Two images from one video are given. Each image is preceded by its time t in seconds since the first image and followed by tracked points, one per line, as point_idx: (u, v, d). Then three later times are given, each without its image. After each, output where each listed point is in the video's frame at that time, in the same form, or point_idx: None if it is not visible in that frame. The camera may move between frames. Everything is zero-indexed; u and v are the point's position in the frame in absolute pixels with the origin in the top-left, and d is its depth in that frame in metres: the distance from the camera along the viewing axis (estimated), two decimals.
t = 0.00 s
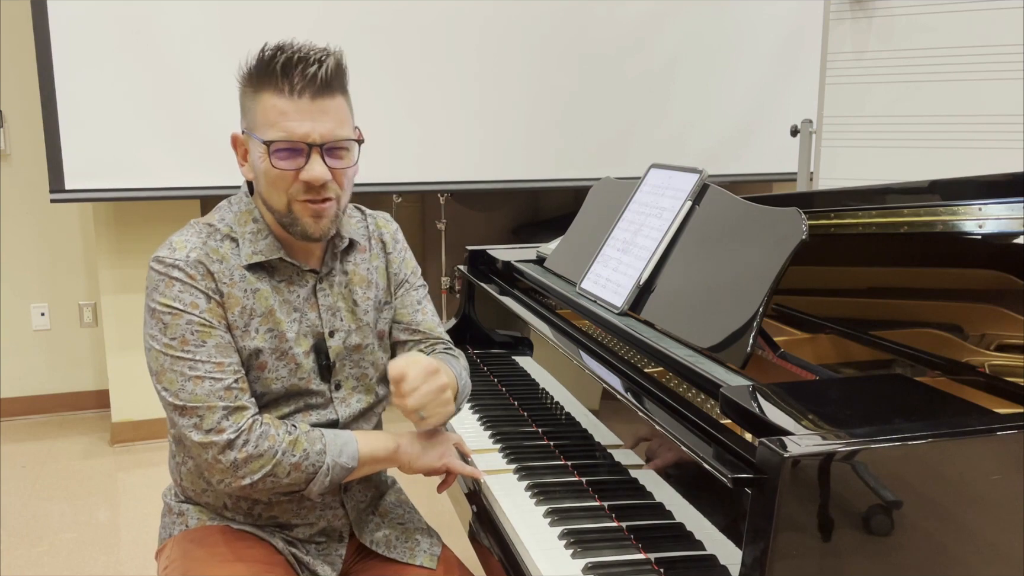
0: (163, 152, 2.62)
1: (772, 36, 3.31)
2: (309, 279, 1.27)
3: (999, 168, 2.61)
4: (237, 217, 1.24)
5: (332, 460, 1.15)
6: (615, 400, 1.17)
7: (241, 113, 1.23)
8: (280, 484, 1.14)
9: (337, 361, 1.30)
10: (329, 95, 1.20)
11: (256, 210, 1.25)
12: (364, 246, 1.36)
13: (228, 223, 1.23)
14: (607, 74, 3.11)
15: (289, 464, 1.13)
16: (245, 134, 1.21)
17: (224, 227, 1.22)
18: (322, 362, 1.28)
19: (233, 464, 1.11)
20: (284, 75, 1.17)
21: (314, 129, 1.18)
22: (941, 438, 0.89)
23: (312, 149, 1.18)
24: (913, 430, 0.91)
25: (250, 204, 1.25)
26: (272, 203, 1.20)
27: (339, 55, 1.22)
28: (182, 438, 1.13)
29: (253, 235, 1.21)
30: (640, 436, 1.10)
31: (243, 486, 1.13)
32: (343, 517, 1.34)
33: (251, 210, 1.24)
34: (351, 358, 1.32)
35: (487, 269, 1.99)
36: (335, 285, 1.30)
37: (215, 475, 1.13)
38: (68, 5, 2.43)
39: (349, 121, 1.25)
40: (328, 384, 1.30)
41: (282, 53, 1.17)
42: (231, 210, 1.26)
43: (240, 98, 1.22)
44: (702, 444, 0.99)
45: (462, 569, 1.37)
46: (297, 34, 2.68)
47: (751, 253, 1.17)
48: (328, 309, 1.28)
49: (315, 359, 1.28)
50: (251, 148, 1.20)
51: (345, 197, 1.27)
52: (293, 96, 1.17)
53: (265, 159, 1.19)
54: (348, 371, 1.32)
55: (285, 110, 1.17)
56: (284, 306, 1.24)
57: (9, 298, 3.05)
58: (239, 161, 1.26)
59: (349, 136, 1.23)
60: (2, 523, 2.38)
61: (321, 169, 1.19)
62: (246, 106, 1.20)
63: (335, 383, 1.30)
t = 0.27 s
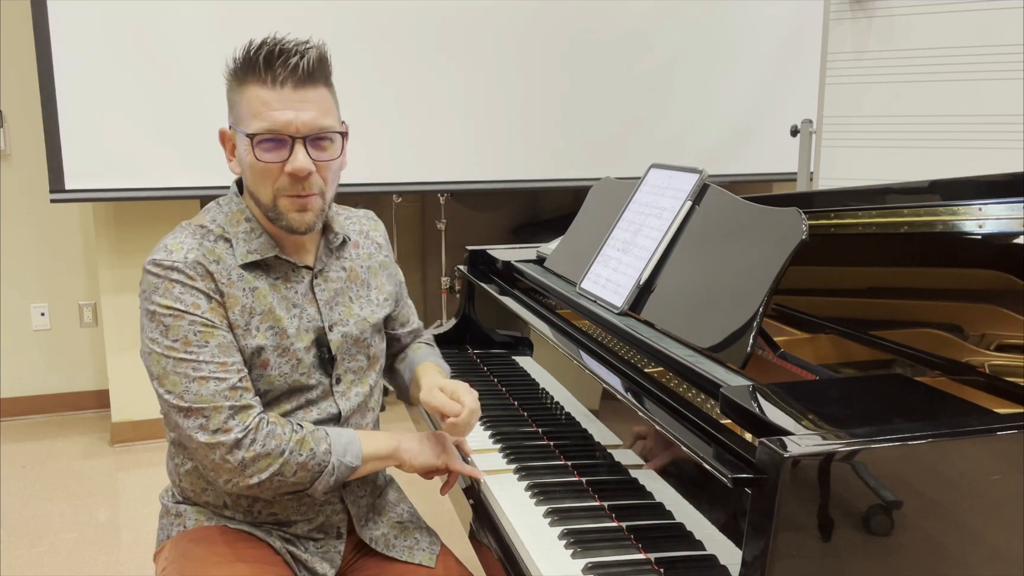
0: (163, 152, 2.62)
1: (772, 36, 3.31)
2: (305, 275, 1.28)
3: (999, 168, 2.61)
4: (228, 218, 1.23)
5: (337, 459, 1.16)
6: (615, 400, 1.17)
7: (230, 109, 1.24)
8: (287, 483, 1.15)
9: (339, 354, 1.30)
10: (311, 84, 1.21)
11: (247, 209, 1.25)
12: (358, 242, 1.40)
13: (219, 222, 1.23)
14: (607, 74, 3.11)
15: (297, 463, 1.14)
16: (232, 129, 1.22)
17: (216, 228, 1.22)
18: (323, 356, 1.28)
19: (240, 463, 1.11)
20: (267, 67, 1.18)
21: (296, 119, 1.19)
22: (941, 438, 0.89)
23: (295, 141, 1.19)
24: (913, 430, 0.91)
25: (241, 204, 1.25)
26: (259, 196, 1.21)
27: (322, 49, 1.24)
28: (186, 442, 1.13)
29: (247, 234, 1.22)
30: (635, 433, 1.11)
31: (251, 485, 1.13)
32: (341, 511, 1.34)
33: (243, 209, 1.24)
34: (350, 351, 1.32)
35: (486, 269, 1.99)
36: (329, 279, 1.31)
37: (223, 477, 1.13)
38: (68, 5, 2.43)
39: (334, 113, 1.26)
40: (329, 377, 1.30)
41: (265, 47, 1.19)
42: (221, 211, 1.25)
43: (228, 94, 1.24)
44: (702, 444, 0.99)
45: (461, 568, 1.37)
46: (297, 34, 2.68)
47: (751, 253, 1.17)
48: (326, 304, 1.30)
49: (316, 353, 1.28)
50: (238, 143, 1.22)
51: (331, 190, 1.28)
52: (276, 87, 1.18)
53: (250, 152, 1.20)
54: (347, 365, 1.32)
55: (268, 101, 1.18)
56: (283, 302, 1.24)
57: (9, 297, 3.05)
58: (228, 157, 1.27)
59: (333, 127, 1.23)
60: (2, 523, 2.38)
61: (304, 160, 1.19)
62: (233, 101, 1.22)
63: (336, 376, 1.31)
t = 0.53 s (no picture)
0: (163, 152, 2.62)
1: (772, 35, 3.31)
2: (306, 271, 1.29)
3: (999, 168, 2.60)
4: (226, 218, 1.22)
5: (343, 458, 1.18)
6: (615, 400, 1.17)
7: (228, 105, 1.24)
8: (294, 482, 1.17)
9: (343, 346, 1.32)
10: (310, 81, 1.21)
11: (244, 207, 1.24)
12: (350, 235, 1.45)
13: (215, 222, 1.22)
14: (607, 74, 3.11)
15: (304, 463, 1.16)
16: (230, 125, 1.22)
17: (214, 229, 1.20)
18: (331, 347, 1.30)
19: (248, 464, 1.12)
20: (269, 62, 1.18)
21: (296, 114, 1.19)
22: (941, 438, 0.89)
23: (296, 136, 1.20)
24: (912, 430, 0.91)
25: (237, 203, 1.24)
26: (257, 192, 1.21)
27: (321, 45, 1.24)
28: (193, 444, 1.12)
29: (247, 233, 1.21)
30: (634, 431, 1.11)
31: (258, 485, 1.14)
32: (343, 509, 1.35)
33: (240, 207, 1.23)
34: (353, 344, 1.35)
35: (486, 269, 1.99)
36: (329, 274, 1.34)
37: (233, 479, 1.13)
38: (68, 5, 2.43)
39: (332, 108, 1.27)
40: (334, 370, 1.32)
41: (266, 42, 1.18)
42: (216, 212, 1.24)
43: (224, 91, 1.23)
44: (703, 444, 0.99)
45: (461, 568, 1.37)
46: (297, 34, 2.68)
47: (750, 252, 1.17)
48: (330, 299, 1.32)
49: (322, 346, 1.29)
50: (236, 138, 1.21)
51: (329, 185, 1.28)
52: (277, 82, 1.19)
53: (250, 147, 1.19)
54: (351, 358, 1.35)
55: (270, 96, 1.18)
56: (287, 298, 1.25)
57: (9, 297, 3.05)
58: (225, 153, 1.26)
59: (332, 123, 1.24)
60: (2, 523, 2.38)
61: (306, 154, 1.20)
62: (231, 96, 1.21)
63: (341, 369, 1.33)
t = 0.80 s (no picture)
0: (163, 152, 2.62)
1: (772, 35, 3.31)
2: (296, 271, 1.30)
3: (1000, 167, 2.60)
4: (211, 222, 1.23)
5: (341, 464, 1.19)
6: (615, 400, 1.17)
7: (266, 102, 1.23)
8: (293, 488, 1.17)
9: (335, 345, 1.32)
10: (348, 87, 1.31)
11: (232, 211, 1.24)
12: (337, 233, 1.47)
13: (201, 228, 1.23)
14: (607, 74, 3.11)
15: (302, 469, 1.16)
16: (285, 122, 1.23)
17: (200, 234, 1.22)
18: (323, 346, 1.30)
19: (246, 473, 1.12)
20: (323, 65, 1.26)
21: (355, 118, 1.29)
22: (941, 438, 0.89)
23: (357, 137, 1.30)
24: (912, 430, 0.91)
25: (224, 207, 1.24)
26: (320, 188, 1.27)
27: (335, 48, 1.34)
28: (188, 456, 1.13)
29: (235, 237, 1.22)
30: (635, 432, 1.11)
31: (257, 493, 1.14)
32: (342, 508, 1.35)
33: (227, 211, 1.24)
34: (345, 343, 1.35)
35: (486, 269, 1.99)
36: (318, 273, 1.35)
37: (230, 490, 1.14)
38: (68, 5, 2.43)
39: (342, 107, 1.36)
40: (328, 370, 1.32)
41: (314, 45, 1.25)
42: (201, 218, 1.25)
43: (268, 89, 1.22)
44: (702, 444, 0.99)
45: (461, 568, 1.37)
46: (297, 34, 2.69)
47: (750, 253, 1.17)
48: (319, 299, 1.32)
49: (315, 345, 1.29)
50: (296, 136, 1.24)
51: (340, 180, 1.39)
52: (333, 85, 1.27)
53: (320, 145, 1.25)
54: (344, 357, 1.35)
55: (336, 98, 1.26)
56: (277, 299, 1.25)
57: (9, 298, 3.05)
58: (257, 149, 1.23)
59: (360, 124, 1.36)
60: (2, 523, 2.38)
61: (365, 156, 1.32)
62: (283, 95, 1.22)
63: (335, 368, 1.33)
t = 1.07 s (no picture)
0: (164, 153, 2.62)
1: (772, 35, 3.31)
2: (292, 271, 1.30)
3: (1001, 167, 2.60)
4: (205, 223, 1.24)
5: (341, 464, 1.19)
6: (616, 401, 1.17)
7: (261, 103, 1.22)
8: (293, 488, 1.17)
9: (333, 342, 1.32)
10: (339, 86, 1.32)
11: (227, 212, 1.24)
12: (331, 232, 1.48)
13: (197, 228, 1.23)
14: (607, 74, 3.11)
15: (302, 470, 1.16)
16: (280, 123, 1.23)
17: (195, 235, 1.22)
18: (321, 344, 1.30)
19: (246, 473, 1.12)
20: (316, 65, 1.26)
21: (348, 116, 1.30)
22: (942, 438, 0.89)
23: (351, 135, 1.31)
24: (913, 430, 0.91)
25: (218, 207, 1.24)
26: (316, 187, 1.28)
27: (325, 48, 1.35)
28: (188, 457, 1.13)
29: (229, 237, 1.22)
30: (635, 433, 1.12)
31: (257, 493, 1.15)
32: (341, 508, 1.35)
33: (222, 211, 1.24)
34: (343, 341, 1.35)
35: (486, 269, 1.99)
36: (313, 271, 1.35)
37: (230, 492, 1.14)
38: (67, 4, 2.43)
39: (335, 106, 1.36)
40: (326, 368, 1.32)
41: (308, 45, 1.25)
42: (194, 219, 1.25)
43: (263, 89, 1.22)
44: (702, 444, 0.99)
45: (461, 568, 1.37)
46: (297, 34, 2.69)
47: (750, 252, 1.17)
48: (316, 297, 1.32)
49: (312, 343, 1.29)
50: (292, 136, 1.24)
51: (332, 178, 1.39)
52: (327, 84, 1.28)
53: (315, 145, 1.26)
54: (343, 355, 1.35)
55: (331, 98, 1.27)
56: (273, 298, 1.25)
57: (9, 298, 3.05)
58: (253, 151, 1.23)
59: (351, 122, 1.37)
60: (2, 523, 2.38)
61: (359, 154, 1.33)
62: (278, 96, 1.22)
63: (333, 366, 1.32)
